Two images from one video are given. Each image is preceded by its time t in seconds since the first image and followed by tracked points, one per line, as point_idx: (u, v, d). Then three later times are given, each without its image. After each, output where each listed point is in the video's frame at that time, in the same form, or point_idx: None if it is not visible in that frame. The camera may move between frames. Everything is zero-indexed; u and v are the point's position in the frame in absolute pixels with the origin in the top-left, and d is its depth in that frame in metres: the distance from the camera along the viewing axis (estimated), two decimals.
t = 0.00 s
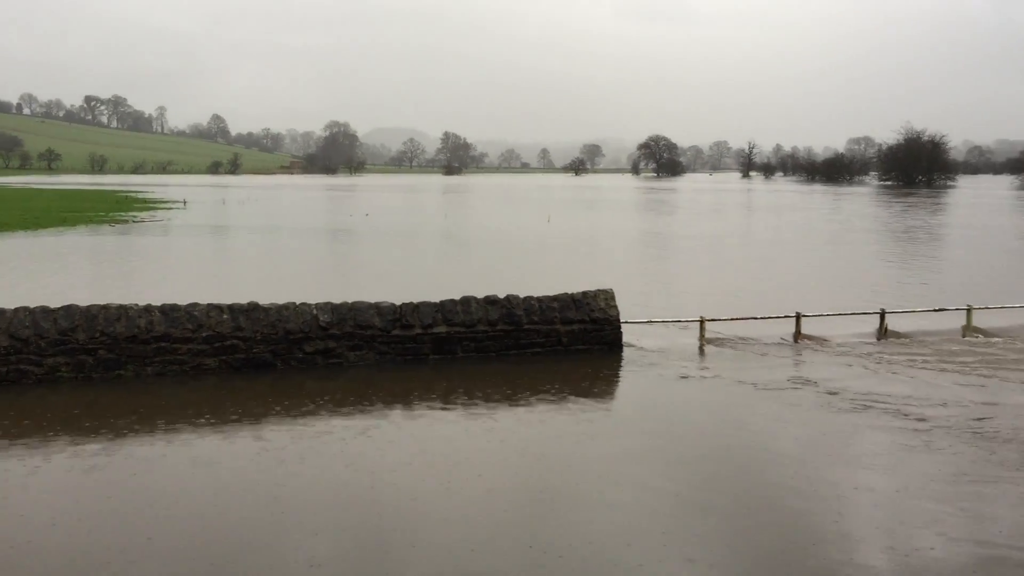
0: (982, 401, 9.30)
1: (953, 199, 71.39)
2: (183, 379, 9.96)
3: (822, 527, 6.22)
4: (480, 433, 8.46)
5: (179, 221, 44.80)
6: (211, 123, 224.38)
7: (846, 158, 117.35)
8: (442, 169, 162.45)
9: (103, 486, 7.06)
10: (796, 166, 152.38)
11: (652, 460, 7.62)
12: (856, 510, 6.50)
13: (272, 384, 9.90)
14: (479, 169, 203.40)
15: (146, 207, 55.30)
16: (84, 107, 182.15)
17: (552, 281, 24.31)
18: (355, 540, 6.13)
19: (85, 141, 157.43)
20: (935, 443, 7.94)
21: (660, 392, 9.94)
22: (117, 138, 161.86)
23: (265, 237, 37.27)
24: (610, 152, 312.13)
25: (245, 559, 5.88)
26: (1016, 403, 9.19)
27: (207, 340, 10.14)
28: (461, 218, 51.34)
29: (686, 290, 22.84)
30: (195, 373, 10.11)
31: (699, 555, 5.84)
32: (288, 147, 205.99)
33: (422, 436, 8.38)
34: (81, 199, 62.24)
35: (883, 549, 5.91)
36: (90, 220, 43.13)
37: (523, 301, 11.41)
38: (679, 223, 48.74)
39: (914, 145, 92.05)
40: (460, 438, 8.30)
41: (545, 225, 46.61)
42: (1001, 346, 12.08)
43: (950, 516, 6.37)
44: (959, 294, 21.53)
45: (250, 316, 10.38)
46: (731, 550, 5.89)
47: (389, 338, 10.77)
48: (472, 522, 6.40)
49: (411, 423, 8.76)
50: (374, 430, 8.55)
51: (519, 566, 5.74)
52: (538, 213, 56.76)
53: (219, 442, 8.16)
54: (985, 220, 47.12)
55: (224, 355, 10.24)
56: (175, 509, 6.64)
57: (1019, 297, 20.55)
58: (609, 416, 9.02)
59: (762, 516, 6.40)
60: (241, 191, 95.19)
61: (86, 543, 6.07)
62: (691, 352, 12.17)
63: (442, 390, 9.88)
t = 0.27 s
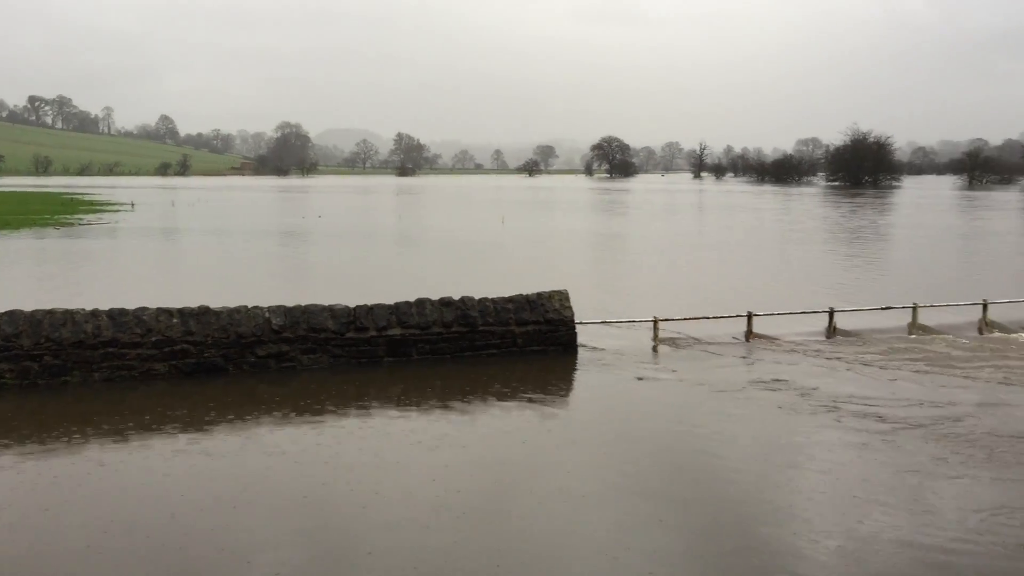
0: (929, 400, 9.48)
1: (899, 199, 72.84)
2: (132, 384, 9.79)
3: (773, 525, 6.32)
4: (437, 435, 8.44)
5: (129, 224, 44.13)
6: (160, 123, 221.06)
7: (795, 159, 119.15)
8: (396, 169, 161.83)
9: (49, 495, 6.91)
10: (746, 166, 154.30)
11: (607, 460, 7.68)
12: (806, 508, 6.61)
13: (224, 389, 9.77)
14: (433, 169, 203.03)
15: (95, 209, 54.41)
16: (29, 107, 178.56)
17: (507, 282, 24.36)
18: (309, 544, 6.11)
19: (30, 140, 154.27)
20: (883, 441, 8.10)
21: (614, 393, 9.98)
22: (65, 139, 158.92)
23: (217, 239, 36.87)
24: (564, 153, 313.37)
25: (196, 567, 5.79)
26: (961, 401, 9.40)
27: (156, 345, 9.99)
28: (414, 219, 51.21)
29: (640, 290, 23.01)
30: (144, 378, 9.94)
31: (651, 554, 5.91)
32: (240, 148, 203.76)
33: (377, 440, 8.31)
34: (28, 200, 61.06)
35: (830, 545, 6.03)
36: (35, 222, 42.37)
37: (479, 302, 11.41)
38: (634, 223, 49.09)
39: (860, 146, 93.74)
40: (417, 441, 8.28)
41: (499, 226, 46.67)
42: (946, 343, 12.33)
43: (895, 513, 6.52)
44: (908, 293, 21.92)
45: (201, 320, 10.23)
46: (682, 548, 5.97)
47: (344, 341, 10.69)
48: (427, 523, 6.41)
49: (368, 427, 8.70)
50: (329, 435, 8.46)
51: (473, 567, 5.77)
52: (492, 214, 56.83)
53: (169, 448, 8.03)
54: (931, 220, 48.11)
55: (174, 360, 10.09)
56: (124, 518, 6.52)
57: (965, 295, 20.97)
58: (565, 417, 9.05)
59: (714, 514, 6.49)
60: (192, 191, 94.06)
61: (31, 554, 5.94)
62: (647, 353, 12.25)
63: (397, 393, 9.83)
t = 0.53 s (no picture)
0: (877, 396, 9.64)
1: (849, 199, 74.07)
2: (80, 390, 9.59)
3: (725, 521, 6.40)
4: (393, 437, 8.41)
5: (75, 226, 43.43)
6: (109, 125, 217.50)
7: (747, 159, 120.63)
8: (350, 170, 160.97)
9: None
10: (699, 167, 155.86)
11: (563, 459, 7.72)
12: (757, 504, 6.70)
13: (175, 394, 9.61)
14: (388, 171, 202.25)
15: (42, 211, 53.43)
16: None
17: (463, 283, 24.36)
18: (261, 547, 6.06)
19: None
20: (833, 437, 8.24)
21: (571, 394, 10.00)
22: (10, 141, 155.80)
23: (169, 242, 36.39)
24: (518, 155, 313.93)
25: None
26: (909, 396, 9.58)
27: (105, 349, 9.80)
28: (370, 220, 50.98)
29: (596, 290, 23.13)
30: (92, 384, 9.75)
31: (606, 553, 5.94)
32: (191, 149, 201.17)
33: (331, 443, 8.23)
34: None
35: (780, 539, 6.12)
36: None
37: (434, 303, 11.38)
38: (589, 224, 49.36)
39: (811, 147, 95.17)
40: (373, 443, 8.25)
41: (455, 227, 46.61)
42: (895, 340, 12.55)
43: (845, 507, 6.63)
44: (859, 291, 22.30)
45: (151, 323, 10.06)
46: (634, 545, 6.03)
47: (298, 344, 10.59)
48: (381, 525, 6.39)
49: (324, 430, 8.64)
50: (283, 439, 8.36)
51: (427, 568, 5.77)
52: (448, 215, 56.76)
53: (118, 455, 7.88)
54: (880, 219, 49.02)
55: (124, 365, 9.91)
56: (72, 526, 6.38)
57: (913, 293, 21.37)
58: (521, 417, 9.06)
59: (667, 512, 6.55)
60: (142, 194, 92.68)
61: None
62: (603, 352, 12.30)
63: (352, 396, 9.75)
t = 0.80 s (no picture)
0: (834, 392, 9.74)
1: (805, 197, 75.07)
2: (33, 395, 9.41)
3: (687, 517, 6.45)
4: (355, 438, 8.36)
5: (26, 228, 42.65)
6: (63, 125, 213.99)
7: (706, 157, 121.72)
8: (309, 170, 159.88)
9: None
10: (658, 165, 156.95)
11: (526, 458, 7.73)
12: (719, 500, 6.76)
13: (132, 398, 9.46)
14: (349, 171, 201.07)
15: None
16: None
17: (424, 282, 24.31)
18: (222, 551, 5.99)
19: None
20: (792, 432, 8.34)
21: (531, 393, 10.01)
22: None
23: (125, 243, 35.86)
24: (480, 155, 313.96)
25: None
26: (865, 392, 9.73)
27: (59, 353, 9.63)
28: (329, 220, 50.67)
29: (557, 289, 23.19)
30: (46, 389, 9.57)
31: (569, 550, 5.96)
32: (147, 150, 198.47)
33: (290, 446, 8.16)
34: None
35: (742, 534, 6.17)
36: None
37: (395, 303, 11.33)
38: (550, 223, 49.46)
39: (768, 146, 96.28)
40: (334, 444, 8.19)
41: (415, 227, 46.47)
42: (851, 336, 12.74)
43: (805, 502, 6.71)
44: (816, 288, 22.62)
45: (106, 326, 9.90)
46: (597, 543, 6.05)
47: (257, 346, 10.48)
48: (343, 527, 6.35)
49: (284, 432, 8.56)
50: (240, 442, 8.27)
51: (388, 568, 5.75)
52: (409, 214, 56.56)
53: (74, 460, 7.74)
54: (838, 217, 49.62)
55: (78, 369, 9.74)
56: (25, 532, 6.26)
57: (869, 289, 21.66)
58: (482, 416, 9.07)
59: (629, 509, 6.59)
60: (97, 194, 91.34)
61: None
62: (564, 351, 12.34)
63: (311, 397, 9.68)
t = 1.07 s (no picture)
0: (794, 389, 9.86)
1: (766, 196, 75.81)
2: None
3: (650, 515, 6.48)
4: (318, 440, 8.30)
5: None
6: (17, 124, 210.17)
7: (667, 157, 122.50)
8: (270, 169, 158.53)
9: None
10: (621, 165, 157.70)
11: (490, 458, 7.73)
12: (681, 498, 6.80)
13: (90, 401, 9.32)
14: (310, 171, 199.64)
15: None
16: None
17: (387, 283, 24.22)
18: (182, 555, 5.93)
19: None
20: (754, 430, 8.42)
21: (495, 392, 10.02)
22: None
23: (82, 244, 35.31)
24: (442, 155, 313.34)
25: None
26: (826, 389, 9.84)
27: (13, 356, 9.45)
28: (291, 220, 50.29)
29: (520, 289, 23.20)
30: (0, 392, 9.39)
31: (533, 549, 5.99)
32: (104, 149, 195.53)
33: (252, 448, 8.09)
34: None
35: (705, 533, 6.22)
36: None
37: (357, 303, 11.27)
38: (512, 223, 49.50)
39: (729, 145, 97.12)
40: (297, 446, 8.13)
41: (379, 226, 46.26)
42: (811, 334, 12.87)
43: (766, 499, 6.77)
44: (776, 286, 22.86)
45: (63, 328, 9.74)
46: (561, 543, 6.07)
47: (217, 347, 10.37)
48: (306, 529, 6.31)
49: (245, 434, 8.47)
50: (201, 444, 8.18)
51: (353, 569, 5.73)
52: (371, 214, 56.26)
53: (31, 464, 7.61)
54: (797, 216, 50.22)
55: (34, 372, 9.57)
56: None
57: (828, 287, 21.95)
58: (445, 416, 9.06)
59: (592, 508, 6.61)
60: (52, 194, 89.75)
61: None
62: (527, 350, 12.36)
63: (273, 399, 9.60)
